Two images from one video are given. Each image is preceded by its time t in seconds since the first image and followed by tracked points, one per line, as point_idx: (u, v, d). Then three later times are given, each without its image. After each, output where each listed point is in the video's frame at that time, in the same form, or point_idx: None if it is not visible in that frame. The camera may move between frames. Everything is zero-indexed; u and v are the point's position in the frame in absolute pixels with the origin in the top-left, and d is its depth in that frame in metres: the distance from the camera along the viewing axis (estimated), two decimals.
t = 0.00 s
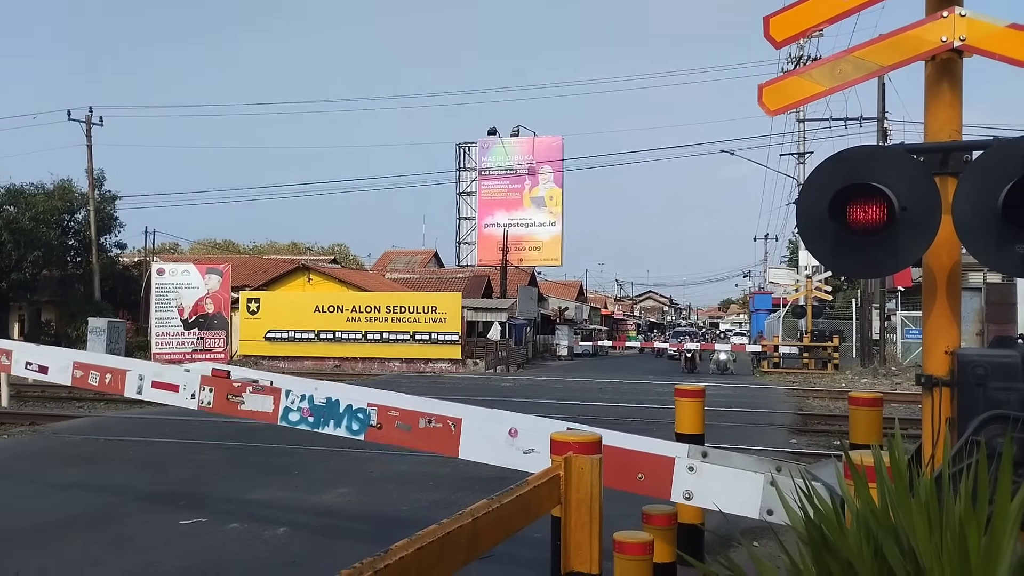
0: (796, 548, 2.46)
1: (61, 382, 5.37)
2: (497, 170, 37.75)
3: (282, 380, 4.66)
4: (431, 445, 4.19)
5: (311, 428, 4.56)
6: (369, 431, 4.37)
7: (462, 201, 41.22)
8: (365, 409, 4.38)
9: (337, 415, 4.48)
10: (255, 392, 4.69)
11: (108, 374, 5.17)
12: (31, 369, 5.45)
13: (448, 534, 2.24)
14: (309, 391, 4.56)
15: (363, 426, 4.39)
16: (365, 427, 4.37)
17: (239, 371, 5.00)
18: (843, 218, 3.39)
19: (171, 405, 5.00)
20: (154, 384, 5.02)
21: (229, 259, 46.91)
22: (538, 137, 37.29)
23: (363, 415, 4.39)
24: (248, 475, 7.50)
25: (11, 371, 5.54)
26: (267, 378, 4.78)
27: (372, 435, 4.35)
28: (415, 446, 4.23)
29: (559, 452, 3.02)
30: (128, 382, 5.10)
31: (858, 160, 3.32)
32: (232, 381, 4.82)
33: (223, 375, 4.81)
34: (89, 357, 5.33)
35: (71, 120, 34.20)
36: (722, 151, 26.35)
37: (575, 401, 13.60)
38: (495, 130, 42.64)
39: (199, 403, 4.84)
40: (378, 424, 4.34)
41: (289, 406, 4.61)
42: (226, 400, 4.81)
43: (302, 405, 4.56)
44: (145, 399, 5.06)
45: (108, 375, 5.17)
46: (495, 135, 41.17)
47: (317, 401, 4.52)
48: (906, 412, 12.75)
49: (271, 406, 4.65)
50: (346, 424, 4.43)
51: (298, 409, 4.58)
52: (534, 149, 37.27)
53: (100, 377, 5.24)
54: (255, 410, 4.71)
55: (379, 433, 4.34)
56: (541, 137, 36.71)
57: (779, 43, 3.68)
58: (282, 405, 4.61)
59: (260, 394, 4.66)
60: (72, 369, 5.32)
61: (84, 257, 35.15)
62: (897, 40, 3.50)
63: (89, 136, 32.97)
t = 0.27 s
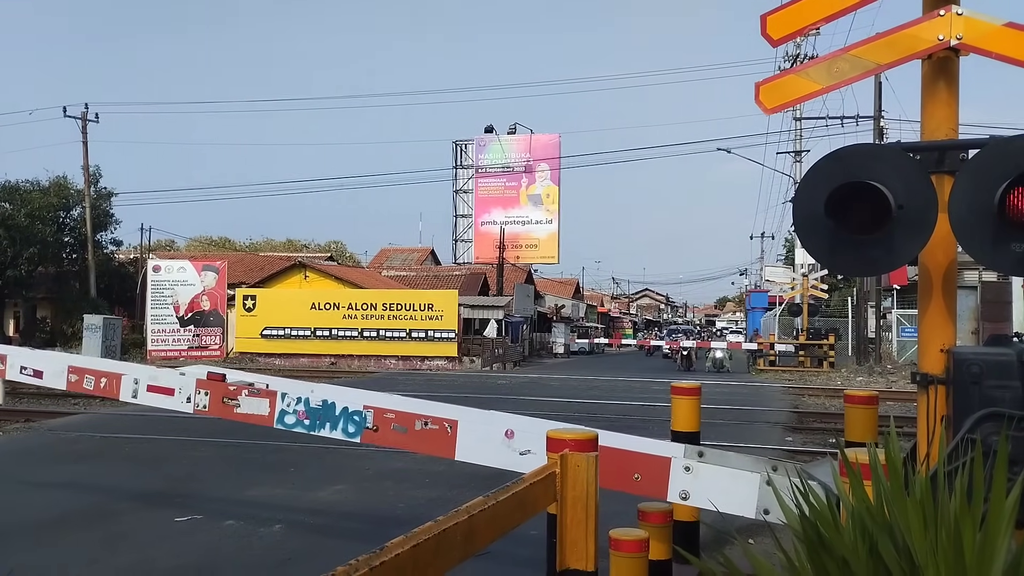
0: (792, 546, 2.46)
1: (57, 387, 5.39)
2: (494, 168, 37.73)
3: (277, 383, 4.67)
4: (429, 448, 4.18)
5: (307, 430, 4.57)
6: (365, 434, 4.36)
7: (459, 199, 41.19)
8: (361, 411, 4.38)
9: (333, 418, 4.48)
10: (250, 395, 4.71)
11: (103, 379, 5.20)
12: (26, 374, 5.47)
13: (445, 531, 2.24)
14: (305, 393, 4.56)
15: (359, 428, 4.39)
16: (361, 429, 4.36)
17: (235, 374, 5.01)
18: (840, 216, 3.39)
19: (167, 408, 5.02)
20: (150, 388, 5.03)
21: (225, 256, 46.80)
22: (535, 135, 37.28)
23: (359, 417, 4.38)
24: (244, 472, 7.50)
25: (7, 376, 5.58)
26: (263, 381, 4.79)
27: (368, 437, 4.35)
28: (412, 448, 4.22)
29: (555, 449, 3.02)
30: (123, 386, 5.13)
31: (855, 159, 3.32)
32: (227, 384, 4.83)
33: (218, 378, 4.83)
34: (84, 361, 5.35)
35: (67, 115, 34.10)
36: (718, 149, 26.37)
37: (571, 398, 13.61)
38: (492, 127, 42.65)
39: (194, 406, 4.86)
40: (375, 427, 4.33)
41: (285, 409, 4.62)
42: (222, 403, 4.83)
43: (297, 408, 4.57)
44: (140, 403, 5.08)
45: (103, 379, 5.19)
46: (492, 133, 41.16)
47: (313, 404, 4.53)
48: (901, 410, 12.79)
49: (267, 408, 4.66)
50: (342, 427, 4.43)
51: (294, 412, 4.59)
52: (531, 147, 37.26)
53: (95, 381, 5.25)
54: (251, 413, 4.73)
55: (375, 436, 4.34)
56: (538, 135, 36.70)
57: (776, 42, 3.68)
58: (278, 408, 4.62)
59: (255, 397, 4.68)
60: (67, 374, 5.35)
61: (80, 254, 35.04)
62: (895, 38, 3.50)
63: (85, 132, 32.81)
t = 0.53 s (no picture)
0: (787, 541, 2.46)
1: (52, 389, 5.41)
2: (491, 163, 37.70)
3: (273, 384, 4.68)
4: (425, 447, 4.18)
5: (304, 431, 4.58)
6: (362, 434, 4.36)
7: (455, 194, 41.13)
8: (357, 412, 4.38)
9: (329, 418, 4.48)
10: (247, 396, 4.73)
11: (99, 381, 5.21)
12: (21, 377, 5.48)
13: (441, 526, 2.24)
14: (301, 394, 4.56)
15: (356, 428, 4.39)
16: (358, 429, 4.36)
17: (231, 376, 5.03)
18: (837, 212, 3.39)
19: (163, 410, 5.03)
20: (145, 391, 5.05)
21: (222, 251, 46.77)
22: (531, 130, 37.25)
23: (356, 418, 4.38)
24: (241, 468, 7.50)
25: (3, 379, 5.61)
26: (259, 382, 4.81)
27: (365, 438, 4.35)
28: (409, 448, 4.22)
29: (552, 445, 3.03)
30: (119, 388, 5.15)
31: (852, 154, 3.32)
32: (223, 386, 4.84)
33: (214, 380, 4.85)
34: (79, 364, 5.36)
35: (62, 111, 33.99)
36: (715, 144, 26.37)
37: (568, 393, 13.63)
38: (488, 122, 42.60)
39: (190, 408, 4.88)
40: (371, 428, 4.33)
41: (281, 410, 4.63)
42: (218, 405, 4.84)
43: (293, 409, 4.57)
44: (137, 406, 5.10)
45: (99, 382, 5.22)
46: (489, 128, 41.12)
47: (309, 405, 4.54)
48: (896, 405, 12.82)
49: (263, 410, 4.67)
50: (338, 427, 4.43)
51: (290, 413, 4.60)
52: (528, 142, 37.23)
53: (91, 384, 5.28)
54: (247, 415, 4.74)
55: (372, 436, 4.34)
56: (535, 130, 36.68)
57: (773, 36, 3.68)
58: (274, 409, 4.63)
59: (252, 398, 4.69)
60: (63, 376, 5.36)
61: (76, 249, 34.93)
62: (892, 33, 3.49)
63: (80, 127, 32.73)
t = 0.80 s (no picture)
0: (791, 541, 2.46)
1: (57, 397, 5.43)
2: (495, 161, 37.67)
3: (278, 389, 4.70)
4: (430, 451, 4.17)
5: (309, 436, 4.59)
6: (366, 438, 4.37)
7: (459, 193, 41.14)
8: (361, 416, 4.38)
9: (334, 423, 4.50)
10: (251, 402, 4.74)
11: (103, 388, 5.23)
12: (26, 384, 5.51)
13: (445, 525, 2.24)
14: (306, 399, 4.58)
15: (360, 433, 4.39)
16: (363, 434, 4.37)
17: (235, 381, 5.05)
18: (842, 210, 3.38)
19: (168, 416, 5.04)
20: (150, 397, 5.06)
21: (227, 250, 46.87)
22: (535, 129, 37.23)
23: (360, 422, 4.38)
24: (245, 466, 7.52)
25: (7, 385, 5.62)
26: (263, 386, 4.82)
27: (369, 441, 4.35)
28: (414, 451, 4.21)
29: (556, 443, 3.02)
30: (124, 395, 5.16)
31: (856, 152, 3.31)
32: (228, 391, 4.86)
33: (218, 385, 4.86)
34: (83, 370, 5.37)
35: (68, 110, 34.10)
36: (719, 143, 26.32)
37: (572, 392, 13.62)
38: (492, 122, 42.61)
39: (195, 414, 4.89)
40: (376, 432, 4.34)
41: (286, 415, 4.64)
42: (223, 410, 4.85)
43: (298, 414, 4.60)
44: (141, 411, 5.12)
45: (103, 388, 5.23)
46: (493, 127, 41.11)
47: (313, 409, 4.56)
48: (901, 404, 12.78)
49: (268, 415, 4.68)
50: (343, 431, 4.44)
51: (295, 418, 4.62)
52: (531, 141, 37.22)
53: (95, 390, 5.29)
54: (251, 420, 4.75)
55: (376, 440, 4.34)
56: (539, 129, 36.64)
57: (777, 35, 3.67)
58: (278, 414, 4.65)
59: (257, 403, 4.71)
60: (67, 383, 5.38)
61: (81, 248, 35.01)
62: (897, 31, 3.48)
63: (85, 126, 32.80)
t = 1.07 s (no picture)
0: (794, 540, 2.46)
1: (59, 405, 5.46)
2: (496, 161, 37.70)
3: (279, 395, 4.71)
4: (432, 455, 4.15)
5: (310, 441, 4.61)
6: (368, 443, 4.38)
7: (460, 193, 41.16)
8: (363, 421, 4.39)
9: (336, 428, 4.50)
10: (253, 408, 4.77)
11: (105, 396, 5.26)
12: (28, 392, 5.53)
13: (446, 525, 2.24)
14: (308, 404, 4.60)
15: (362, 437, 4.40)
16: (364, 439, 4.38)
17: (236, 387, 5.07)
18: (843, 209, 3.38)
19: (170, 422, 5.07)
20: (152, 404, 5.08)
21: (228, 251, 46.90)
22: (537, 129, 37.26)
23: (362, 427, 4.40)
24: (247, 466, 7.53)
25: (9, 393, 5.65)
26: (265, 393, 4.85)
27: (371, 446, 4.36)
28: (416, 456, 4.21)
29: (557, 443, 3.02)
30: (126, 402, 5.18)
31: (858, 152, 3.31)
32: (230, 398, 4.88)
33: (220, 392, 4.89)
34: (85, 378, 5.40)
35: (70, 111, 34.18)
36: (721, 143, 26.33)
37: (574, 392, 13.63)
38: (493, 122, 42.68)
39: (198, 421, 4.92)
40: (378, 436, 4.34)
41: (288, 420, 4.66)
42: (225, 417, 4.88)
43: (300, 419, 4.61)
44: (143, 418, 5.14)
45: (105, 396, 5.26)
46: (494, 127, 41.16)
47: (315, 415, 4.57)
48: (903, 404, 12.79)
49: (270, 421, 4.70)
50: (345, 437, 4.45)
51: (297, 424, 4.63)
52: (533, 141, 37.26)
53: (97, 398, 5.32)
54: (254, 426, 4.78)
55: (378, 445, 4.35)
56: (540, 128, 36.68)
57: (778, 35, 3.67)
58: (280, 419, 4.66)
59: (259, 409, 4.73)
60: (69, 391, 5.41)
61: (83, 249, 35.06)
62: (899, 30, 3.48)
63: (87, 127, 32.87)
